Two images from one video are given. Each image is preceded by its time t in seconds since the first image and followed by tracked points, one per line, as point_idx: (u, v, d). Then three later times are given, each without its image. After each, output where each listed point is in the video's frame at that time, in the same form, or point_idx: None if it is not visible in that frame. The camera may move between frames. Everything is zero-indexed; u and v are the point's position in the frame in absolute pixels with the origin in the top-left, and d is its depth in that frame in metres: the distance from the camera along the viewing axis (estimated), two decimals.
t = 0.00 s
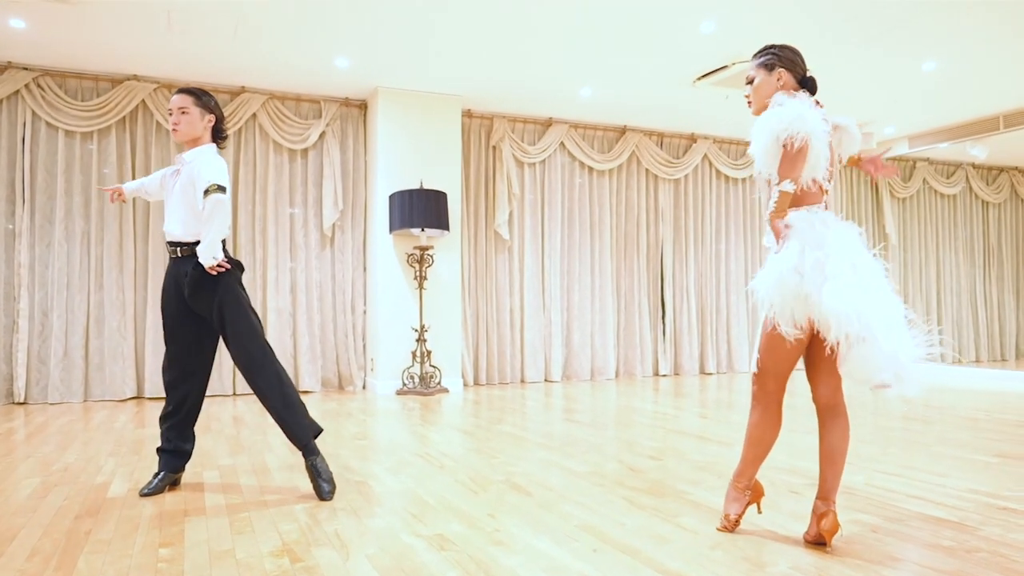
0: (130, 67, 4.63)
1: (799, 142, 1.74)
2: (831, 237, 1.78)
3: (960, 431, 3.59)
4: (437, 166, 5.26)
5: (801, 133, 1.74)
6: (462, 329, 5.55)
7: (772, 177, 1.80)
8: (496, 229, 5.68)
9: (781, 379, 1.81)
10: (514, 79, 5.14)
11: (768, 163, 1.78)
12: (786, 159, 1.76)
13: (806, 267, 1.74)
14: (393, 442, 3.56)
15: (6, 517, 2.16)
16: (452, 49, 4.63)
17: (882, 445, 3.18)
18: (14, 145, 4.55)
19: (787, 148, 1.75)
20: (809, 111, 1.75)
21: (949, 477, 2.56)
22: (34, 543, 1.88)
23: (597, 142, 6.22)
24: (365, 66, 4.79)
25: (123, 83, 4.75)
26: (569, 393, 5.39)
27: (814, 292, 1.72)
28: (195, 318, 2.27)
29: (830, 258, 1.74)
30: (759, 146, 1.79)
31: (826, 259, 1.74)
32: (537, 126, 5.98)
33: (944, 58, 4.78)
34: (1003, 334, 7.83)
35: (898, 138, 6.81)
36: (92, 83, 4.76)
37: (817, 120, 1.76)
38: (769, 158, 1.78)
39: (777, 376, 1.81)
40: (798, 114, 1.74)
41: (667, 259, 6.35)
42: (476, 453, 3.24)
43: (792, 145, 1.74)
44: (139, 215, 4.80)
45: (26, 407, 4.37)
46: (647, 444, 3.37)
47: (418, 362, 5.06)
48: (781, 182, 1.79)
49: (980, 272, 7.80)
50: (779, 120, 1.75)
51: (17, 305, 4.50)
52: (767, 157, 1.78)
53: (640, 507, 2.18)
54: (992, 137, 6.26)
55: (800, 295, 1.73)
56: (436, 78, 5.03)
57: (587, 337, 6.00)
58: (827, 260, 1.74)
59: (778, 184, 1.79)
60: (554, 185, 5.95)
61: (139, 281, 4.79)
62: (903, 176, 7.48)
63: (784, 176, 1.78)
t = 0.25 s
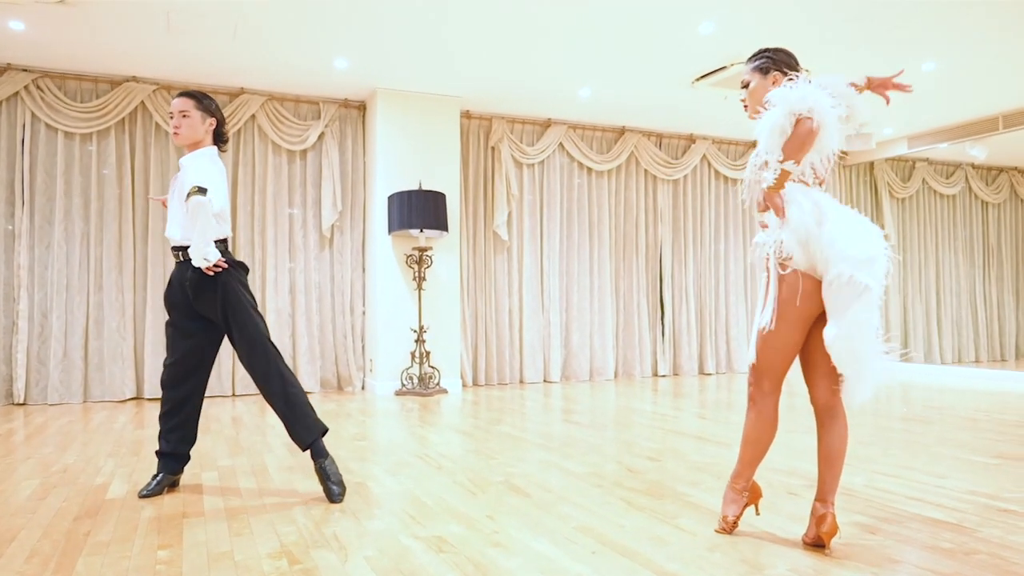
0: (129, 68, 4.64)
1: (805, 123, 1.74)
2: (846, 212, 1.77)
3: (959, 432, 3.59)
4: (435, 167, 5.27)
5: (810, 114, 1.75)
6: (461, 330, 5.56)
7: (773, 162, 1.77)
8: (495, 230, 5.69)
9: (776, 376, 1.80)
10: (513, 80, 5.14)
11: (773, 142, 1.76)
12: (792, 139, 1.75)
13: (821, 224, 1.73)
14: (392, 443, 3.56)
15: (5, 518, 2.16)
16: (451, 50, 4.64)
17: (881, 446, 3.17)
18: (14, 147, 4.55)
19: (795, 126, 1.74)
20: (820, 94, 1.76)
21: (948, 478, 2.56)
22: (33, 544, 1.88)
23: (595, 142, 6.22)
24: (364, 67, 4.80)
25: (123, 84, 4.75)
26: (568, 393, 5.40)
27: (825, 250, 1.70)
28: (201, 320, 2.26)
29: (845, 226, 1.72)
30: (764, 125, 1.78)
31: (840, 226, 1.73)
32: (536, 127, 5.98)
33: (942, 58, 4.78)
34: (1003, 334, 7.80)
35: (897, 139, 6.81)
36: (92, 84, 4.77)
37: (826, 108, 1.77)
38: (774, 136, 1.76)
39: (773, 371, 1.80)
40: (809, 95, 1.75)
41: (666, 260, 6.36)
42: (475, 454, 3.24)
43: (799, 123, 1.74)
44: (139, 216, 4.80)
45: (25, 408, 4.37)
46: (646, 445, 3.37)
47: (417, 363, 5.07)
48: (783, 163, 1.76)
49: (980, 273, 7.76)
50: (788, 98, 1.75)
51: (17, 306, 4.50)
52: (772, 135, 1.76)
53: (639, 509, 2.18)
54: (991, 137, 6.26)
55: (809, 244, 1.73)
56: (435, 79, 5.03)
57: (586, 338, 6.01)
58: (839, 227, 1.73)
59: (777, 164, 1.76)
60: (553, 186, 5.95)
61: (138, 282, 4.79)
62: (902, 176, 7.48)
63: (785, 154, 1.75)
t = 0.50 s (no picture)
0: (131, 71, 4.66)
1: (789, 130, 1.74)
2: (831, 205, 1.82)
3: (958, 432, 3.59)
4: (436, 169, 5.28)
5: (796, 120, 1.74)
6: (462, 330, 5.57)
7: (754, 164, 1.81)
8: (496, 231, 5.71)
9: (765, 375, 1.83)
10: (513, 81, 5.16)
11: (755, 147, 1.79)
12: (772, 146, 1.76)
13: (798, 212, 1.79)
14: (392, 443, 3.57)
15: (7, 518, 2.18)
16: (451, 52, 4.66)
17: (879, 446, 3.18)
18: (17, 150, 4.58)
19: (778, 133, 1.74)
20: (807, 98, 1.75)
21: (945, 477, 2.56)
22: (34, 544, 1.90)
23: (596, 143, 6.24)
24: (364, 69, 4.82)
25: (125, 87, 4.78)
26: (569, 394, 5.42)
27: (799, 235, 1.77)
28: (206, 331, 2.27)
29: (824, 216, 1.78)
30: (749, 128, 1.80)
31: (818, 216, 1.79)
32: (536, 128, 6.00)
33: (942, 58, 4.78)
34: (1005, 333, 7.76)
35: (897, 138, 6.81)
36: (94, 87, 4.79)
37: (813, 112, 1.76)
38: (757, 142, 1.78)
39: (760, 370, 1.83)
40: (795, 101, 1.74)
41: (667, 260, 6.37)
42: (474, 454, 3.26)
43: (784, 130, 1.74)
44: (141, 218, 4.83)
45: (29, 409, 4.40)
46: (644, 445, 3.39)
47: (418, 364, 5.09)
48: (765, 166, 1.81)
49: (982, 272, 7.71)
50: (775, 102, 1.75)
51: (20, 308, 4.53)
52: (757, 139, 1.77)
53: (635, 508, 2.19)
54: (992, 137, 6.25)
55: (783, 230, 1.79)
56: (435, 81, 5.05)
57: (587, 338, 6.02)
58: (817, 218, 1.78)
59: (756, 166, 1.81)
60: (554, 187, 5.97)
61: (141, 284, 4.82)
62: (904, 176, 7.48)
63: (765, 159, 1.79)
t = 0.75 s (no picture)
0: (136, 75, 4.71)
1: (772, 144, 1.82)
2: (809, 208, 1.87)
3: (958, 432, 3.58)
4: (439, 170, 5.32)
5: (779, 134, 1.82)
6: (465, 331, 5.60)
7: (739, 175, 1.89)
8: (498, 232, 5.74)
9: (746, 373, 1.89)
10: (515, 82, 5.18)
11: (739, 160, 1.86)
12: (755, 158, 1.84)
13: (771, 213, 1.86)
14: (393, 443, 3.60)
15: (12, 516, 2.22)
16: (452, 53, 4.69)
17: (876, 447, 3.18)
18: (24, 153, 4.63)
19: (760, 146, 1.82)
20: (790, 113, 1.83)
21: (940, 477, 2.57)
22: (37, 540, 1.94)
23: (598, 144, 6.25)
24: (366, 71, 4.85)
25: (130, 90, 4.83)
26: (572, 394, 5.44)
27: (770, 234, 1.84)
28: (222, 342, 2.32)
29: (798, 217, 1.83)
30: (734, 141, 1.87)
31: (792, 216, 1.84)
32: (538, 129, 6.02)
33: (943, 58, 4.78)
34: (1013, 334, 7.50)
35: (901, 138, 6.80)
36: (100, 91, 4.84)
37: (797, 127, 1.84)
38: (741, 154, 1.86)
39: (741, 368, 1.89)
40: (779, 115, 1.82)
41: (669, 261, 6.37)
42: (473, 454, 3.28)
43: (766, 143, 1.83)
44: (147, 220, 4.88)
45: (36, 409, 4.46)
46: (643, 445, 3.41)
47: (421, 364, 5.12)
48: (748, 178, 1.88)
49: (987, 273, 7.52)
50: (759, 118, 1.83)
51: (28, 309, 4.58)
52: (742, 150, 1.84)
53: (629, 507, 2.21)
54: (996, 137, 6.24)
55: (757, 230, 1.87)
56: (437, 82, 5.08)
57: (590, 339, 6.04)
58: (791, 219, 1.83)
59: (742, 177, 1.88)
60: (556, 188, 5.99)
61: (146, 286, 4.86)
62: (908, 175, 7.46)
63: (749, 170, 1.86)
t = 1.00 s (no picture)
0: (141, 79, 4.78)
1: (768, 163, 1.89)
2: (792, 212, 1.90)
3: (955, 431, 3.60)
4: (439, 172, 5.36)
5: (776, 154, 1.89)
6: (467, 331, 5.64)
7: (733, 189, 1.94)
8: (500, 233, 5.77)
9: (728, 371, 1.93)
10: (515, 84, 5.22)
11: (734, 175, 1.92)
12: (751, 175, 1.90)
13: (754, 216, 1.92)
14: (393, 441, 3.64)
15: (16, 510, 2.27)
16: (452, 55, 4.73)
17: (871, 445, 3.21)
18: (31, 156, 4.70)
19: (757, 164, 1.89)
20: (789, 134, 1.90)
21: (931, 474, 2.59)
22: (39, 534, 1.99)
23: (600, 145, 6.28)
24: (367, 74, 4.90)
25: (135, 94, 4.89)
26: (573, 394, 5.47)
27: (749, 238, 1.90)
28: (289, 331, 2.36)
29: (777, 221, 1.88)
30: (730, 156, 1.92)
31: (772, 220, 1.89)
32: (540, 131, 6.06)
33: (942, 58, 4.79)
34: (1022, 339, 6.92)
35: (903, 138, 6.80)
36: (106, 95, 4.91)
37: (792, 148, 1.91)
38: (736, 169, 1.91)
39: (724, 365, 1.94)
40: (778, 135, 1.89)
41: (671, 261, 6.39)
42: (471, 452, 3.32)
43: (763, 162, 1.89)
44: (151, 222, 4.94)
45: (43, 408, 4.53)
46: (640, 443, 3.43)
47: (422, 364, 5.17)
48: (741, 193, 1.94)
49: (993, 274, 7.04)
50: (757, 136, 1.89)
51: (34, 309, 4.65)
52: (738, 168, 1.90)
53: (619, 503, 2.24)
54: (998, 136, 6.23)
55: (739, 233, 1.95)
56: (438, 84, 5.12)
57: (592, 339, 6.07)
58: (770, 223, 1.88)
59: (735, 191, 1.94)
60: (557, 189, 6.02)
61: (151, 287, 4.93)
62: (911, 176, 7.42)
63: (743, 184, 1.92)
